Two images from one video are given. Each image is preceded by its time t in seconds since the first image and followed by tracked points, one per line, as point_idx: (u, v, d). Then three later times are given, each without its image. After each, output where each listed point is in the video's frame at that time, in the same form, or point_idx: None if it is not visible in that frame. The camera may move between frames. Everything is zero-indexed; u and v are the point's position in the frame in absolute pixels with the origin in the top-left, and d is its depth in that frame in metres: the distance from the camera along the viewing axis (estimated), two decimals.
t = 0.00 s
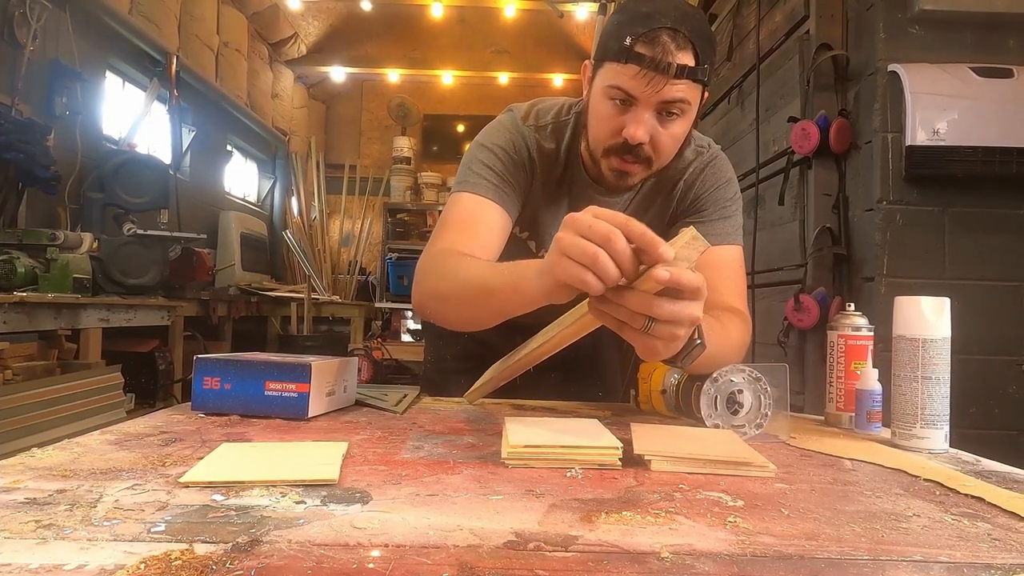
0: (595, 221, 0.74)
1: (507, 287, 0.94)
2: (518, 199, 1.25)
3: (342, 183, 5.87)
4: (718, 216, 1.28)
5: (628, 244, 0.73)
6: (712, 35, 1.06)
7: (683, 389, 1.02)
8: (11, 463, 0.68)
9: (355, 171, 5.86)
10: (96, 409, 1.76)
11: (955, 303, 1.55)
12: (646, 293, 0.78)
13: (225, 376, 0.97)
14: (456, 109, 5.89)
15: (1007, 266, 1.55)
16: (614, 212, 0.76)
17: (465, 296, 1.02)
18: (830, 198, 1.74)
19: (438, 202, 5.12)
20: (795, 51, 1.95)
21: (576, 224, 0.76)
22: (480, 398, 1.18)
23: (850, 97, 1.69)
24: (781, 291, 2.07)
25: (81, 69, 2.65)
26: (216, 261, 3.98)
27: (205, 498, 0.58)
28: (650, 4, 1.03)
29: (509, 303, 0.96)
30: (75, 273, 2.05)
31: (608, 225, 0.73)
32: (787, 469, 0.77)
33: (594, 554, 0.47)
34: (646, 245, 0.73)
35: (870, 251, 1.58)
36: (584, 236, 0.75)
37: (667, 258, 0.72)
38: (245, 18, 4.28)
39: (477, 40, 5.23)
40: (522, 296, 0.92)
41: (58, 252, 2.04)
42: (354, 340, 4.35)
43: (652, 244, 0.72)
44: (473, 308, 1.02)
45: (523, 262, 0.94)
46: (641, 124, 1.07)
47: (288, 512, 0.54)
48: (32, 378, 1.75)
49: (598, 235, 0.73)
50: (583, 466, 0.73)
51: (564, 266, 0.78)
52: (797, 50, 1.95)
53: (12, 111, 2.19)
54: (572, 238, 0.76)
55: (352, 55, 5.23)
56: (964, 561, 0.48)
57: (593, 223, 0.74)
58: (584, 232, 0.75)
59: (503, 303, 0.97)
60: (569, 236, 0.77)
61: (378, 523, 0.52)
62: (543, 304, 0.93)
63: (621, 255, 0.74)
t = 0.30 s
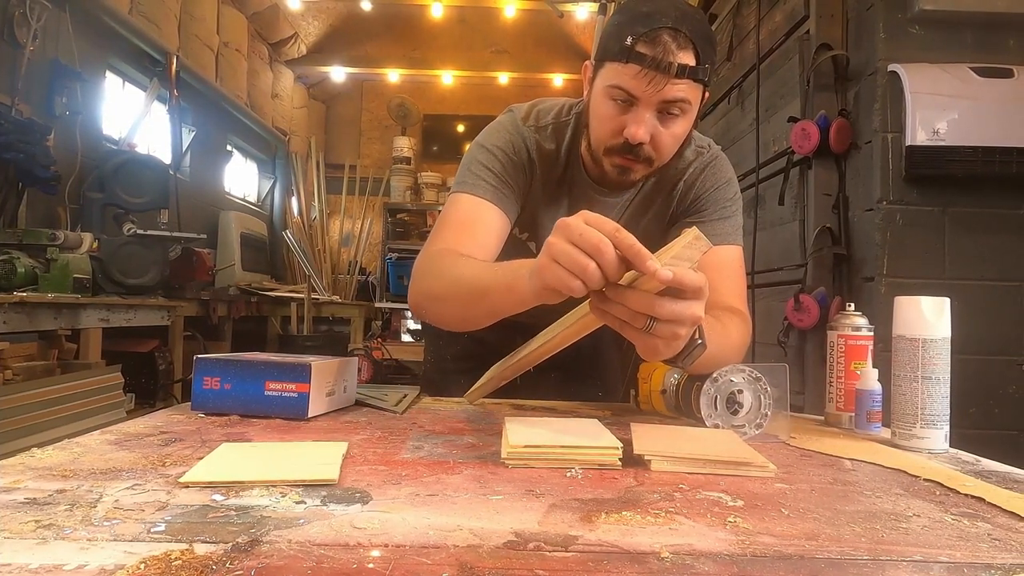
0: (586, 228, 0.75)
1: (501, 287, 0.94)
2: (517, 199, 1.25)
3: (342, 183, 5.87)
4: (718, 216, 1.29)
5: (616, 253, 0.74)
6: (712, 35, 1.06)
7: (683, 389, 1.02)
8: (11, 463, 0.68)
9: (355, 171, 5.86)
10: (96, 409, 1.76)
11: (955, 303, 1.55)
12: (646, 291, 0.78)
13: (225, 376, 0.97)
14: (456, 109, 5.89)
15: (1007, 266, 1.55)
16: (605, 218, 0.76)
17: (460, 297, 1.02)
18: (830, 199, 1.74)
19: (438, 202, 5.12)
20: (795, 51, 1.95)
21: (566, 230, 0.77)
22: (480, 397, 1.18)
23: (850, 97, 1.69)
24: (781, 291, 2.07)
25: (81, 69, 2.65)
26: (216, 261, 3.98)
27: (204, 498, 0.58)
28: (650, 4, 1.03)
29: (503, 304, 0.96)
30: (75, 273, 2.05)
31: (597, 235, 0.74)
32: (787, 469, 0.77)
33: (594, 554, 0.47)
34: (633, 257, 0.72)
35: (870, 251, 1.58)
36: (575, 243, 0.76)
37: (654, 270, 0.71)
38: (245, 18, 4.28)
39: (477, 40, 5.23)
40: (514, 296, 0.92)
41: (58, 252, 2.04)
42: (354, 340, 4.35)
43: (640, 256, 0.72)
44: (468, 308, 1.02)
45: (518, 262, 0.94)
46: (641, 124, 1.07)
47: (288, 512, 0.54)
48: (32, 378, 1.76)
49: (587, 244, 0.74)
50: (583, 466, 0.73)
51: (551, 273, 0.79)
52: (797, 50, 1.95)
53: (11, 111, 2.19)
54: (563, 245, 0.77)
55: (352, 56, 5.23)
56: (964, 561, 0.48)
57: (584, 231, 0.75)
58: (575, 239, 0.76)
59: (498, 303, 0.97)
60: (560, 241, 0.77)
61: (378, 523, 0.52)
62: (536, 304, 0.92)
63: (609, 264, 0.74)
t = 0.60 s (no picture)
0: (585, 230, 0.75)
1: (501, 287, 0.94)
2: (518, 199, 1.25)
3: (341, 183, 5.88)
4: (719, 216, 1.28)
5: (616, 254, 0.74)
6: (712, 35, 1.06)
7: (683, 389, 1.02)
8: (11, 463, 0.68)
9: (355, 171, 5.87)
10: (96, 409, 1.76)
11: (955, 303, 1.55)
12: (647, 291, 0.78)
13: (226, 376, 0.97)
14: (456, 109, 5.89)
15: (1007, 266, 1.55)
16: (604, 220, 0.76)
17: (460, 296, 1.02)
18: (830, 199, 1.74)
19: (438, 202, 5.12)
20: (796, 51, 1.95)
21: (566, 232, 0.77)
22: (480, 397, 1.18)
23: (850, 97, 1.69)
24: (780, 291, 2.07)
25: (80, 69, 2.65)
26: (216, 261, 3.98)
27: (204, 498, 0.58)
28: (650, 4, 1.03)
29: (503, 303, 0.96)
30: (75, 273, 2.05)
31: (596, 237, 0.74)
32: (787, 469, 0.77)
33: (594, 555, 0.47)
34: (633, 259, 0.73)
35: (870, 251, 1.58)
36: (574, 245, 0.76)
37: (654, 271, 0.71)
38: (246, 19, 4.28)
39: (477, 40, 5.23)
40: (515, 295, 0.92)
41: (58, 252, 2.04)
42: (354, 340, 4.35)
43: (639, 259, 0.72)
44: (467, 307, 1.02)
45: (517, 262, 0.94)
46: (640, 122, 1.07)
47: (288, 512, 0.54)
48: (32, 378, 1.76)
49: (587, 246, 0.75)
50: (583, 466, 0.73)
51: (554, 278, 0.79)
52: (797, 50, 1.95)
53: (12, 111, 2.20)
54: (563, 247, 0.77)
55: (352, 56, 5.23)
56: (964, 561, 0.48)
57: (583, 233, 0.75)
58: (573, 241, 0.76)
59: (498, 302, 0.97)
60: (559, 243, 0.78)
61: (378, 523, 0.52)
62: (537, 303, 0.93)
63: (609, 266, 0.75)
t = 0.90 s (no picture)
0: (580, 227, 0.76)
1: (504, 286, 0.94)
2: (518, 199, 1.25)
3: (341, 183, 5.88)
4: (719, 217, 1.28)
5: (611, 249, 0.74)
6: (712, 35, 1.06)
7: (683, 390, 1.02)
8: (11, 463, 0.68)
9: (355, 171, 5.87)
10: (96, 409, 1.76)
11: (955, 303, 1.55)
12: (647, 290, 0.78)
13: (225, 376, 0.97)
14: (456, 109, 5.89)
15: (1007, 266, 1.55)
16: (600, 218, 0.77)
17: (461, 296, 1.02)
18: (830, 199, 1.74)
19: (438, 202, 5.12)
20: (796, 51, 1.95)
21: (562, 228, 0.78)
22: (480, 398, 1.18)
23: (850, 97, 1.69)
24: (780, 291, 2.08)
25: (80, 69, 2.65)
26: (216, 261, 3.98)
27: (204, 498, 0.58)
28: (650, 4, 1.03)
29: (505, 304, 0.96)
30: (75, 273, 2.05)
31: (591, 233, 0.75)
32: (787, 469, 0.77)
33: (594, 554, 0.47)
34: (628, 256, 0.73)
35: (870, 251, 1.58)
36: (569, 241, 0.77)
37: (649, 270, 0.71)
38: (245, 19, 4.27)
39: (477, 40, 5.23)
40: (517, 296, 0.93)
41: (58, 252, 2.04)
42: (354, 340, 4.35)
43: (632, 256, 0.72)
44: (468, 307, 1.02)
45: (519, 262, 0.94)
46: (641, 122, 1.07)
47: (288, 512, 0.54)
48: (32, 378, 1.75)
49: (582, 242, 0.75)
50: (583, 467, 0.73)
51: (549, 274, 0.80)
52: (797, 50, 1.95)
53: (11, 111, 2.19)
54: (557, 242, 0.78)
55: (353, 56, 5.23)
56: (964, 561, 0.48)
57: (577, 229, 0.76)
58: (569, 236, 0.77)
59: (500, 302, 0.97)
60: (554, 240, 0.79)
61: (377, 524, 0.52)
62: (539, 303, 0.93)
63: (603, 262, 0.75)
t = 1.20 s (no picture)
0: (613, 203, 0.75)
1: (515, 273, 0.94)
2: (520, 197, 1.25)
3: (341, 183, 5.88)
4: (719, 217, 1.28)
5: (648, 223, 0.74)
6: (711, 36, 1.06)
7: (683, 390, 1.02)
8: (11, 463, 0.68)
9: (355, 171, 5.87)
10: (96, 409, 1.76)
11: (954, 303, 1.55)
12: (646, 290, 0.78)
13: (225, 376, 0.97)
14: (456, 109, 5.89)
15: (1007, 265, 1.55)
16: (629, 193, 0.76)
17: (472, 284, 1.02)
18: (830, 199, 1.74)
19: (438, 202, 5.12)
20: (796, 51, 1.95)
21: (591, 207, 0.77)
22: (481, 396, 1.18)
23: (850, 97, 1.69)
24: (780, 291, 2.08)
25: (80, 69, 2.65)
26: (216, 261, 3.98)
27: (204, 498, 0.58)
28: (650, 4, 1.03)
29: (516, 290, 0.96)
30: (75, 273, 2.05)
31: (626, 208, 0.74)
32: (787, 469, 0.77)
33: (594, 554, 0.47)
34: (664, 224, 0.73)
35: (870, 251, 1.58)
36: (602, 220, 0.76)
37: (689, 234, 0.71)
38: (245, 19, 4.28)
39: (476, 40, 5.24)
40: (531, 280, 0.92)
41: (58, 252, 2.04)
42: (354, 340, 4.35)
43: (672, 223, 0.72)
44: (478, 296, 1.02)
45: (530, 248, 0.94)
46: (640, 122, 1.07)
47: (288, 512, 0.54)
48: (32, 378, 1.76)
49: (617, 218, 0.74)
50: (583, 466, 0.73)
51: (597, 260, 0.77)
52: (797, 50, 1.95)
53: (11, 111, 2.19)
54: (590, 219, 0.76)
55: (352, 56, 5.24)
56: (964, 561, 0.48)
57: (610, 206, 0.75)
58: (602, 215, 0.76)
59: (511, 289, 0.97)
60: (585, 219, 0.77)
61: (377, 524, 0.52)
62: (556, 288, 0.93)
63: (639, 238, 0.74)
